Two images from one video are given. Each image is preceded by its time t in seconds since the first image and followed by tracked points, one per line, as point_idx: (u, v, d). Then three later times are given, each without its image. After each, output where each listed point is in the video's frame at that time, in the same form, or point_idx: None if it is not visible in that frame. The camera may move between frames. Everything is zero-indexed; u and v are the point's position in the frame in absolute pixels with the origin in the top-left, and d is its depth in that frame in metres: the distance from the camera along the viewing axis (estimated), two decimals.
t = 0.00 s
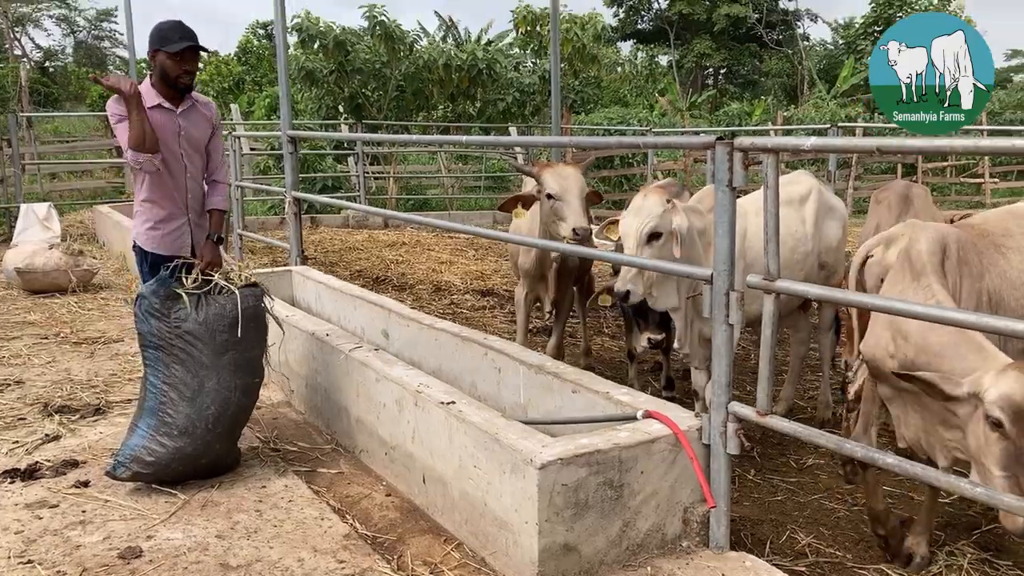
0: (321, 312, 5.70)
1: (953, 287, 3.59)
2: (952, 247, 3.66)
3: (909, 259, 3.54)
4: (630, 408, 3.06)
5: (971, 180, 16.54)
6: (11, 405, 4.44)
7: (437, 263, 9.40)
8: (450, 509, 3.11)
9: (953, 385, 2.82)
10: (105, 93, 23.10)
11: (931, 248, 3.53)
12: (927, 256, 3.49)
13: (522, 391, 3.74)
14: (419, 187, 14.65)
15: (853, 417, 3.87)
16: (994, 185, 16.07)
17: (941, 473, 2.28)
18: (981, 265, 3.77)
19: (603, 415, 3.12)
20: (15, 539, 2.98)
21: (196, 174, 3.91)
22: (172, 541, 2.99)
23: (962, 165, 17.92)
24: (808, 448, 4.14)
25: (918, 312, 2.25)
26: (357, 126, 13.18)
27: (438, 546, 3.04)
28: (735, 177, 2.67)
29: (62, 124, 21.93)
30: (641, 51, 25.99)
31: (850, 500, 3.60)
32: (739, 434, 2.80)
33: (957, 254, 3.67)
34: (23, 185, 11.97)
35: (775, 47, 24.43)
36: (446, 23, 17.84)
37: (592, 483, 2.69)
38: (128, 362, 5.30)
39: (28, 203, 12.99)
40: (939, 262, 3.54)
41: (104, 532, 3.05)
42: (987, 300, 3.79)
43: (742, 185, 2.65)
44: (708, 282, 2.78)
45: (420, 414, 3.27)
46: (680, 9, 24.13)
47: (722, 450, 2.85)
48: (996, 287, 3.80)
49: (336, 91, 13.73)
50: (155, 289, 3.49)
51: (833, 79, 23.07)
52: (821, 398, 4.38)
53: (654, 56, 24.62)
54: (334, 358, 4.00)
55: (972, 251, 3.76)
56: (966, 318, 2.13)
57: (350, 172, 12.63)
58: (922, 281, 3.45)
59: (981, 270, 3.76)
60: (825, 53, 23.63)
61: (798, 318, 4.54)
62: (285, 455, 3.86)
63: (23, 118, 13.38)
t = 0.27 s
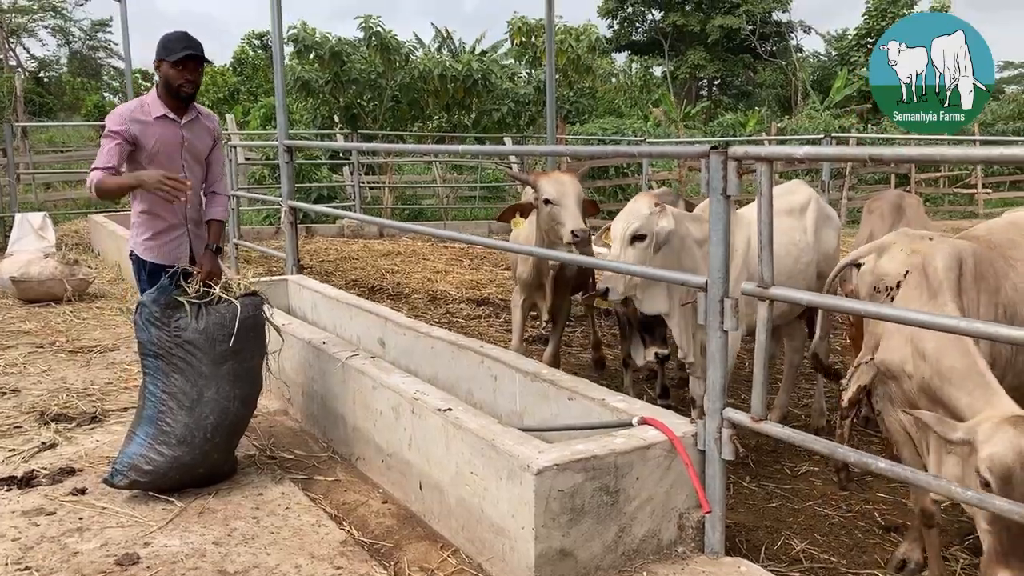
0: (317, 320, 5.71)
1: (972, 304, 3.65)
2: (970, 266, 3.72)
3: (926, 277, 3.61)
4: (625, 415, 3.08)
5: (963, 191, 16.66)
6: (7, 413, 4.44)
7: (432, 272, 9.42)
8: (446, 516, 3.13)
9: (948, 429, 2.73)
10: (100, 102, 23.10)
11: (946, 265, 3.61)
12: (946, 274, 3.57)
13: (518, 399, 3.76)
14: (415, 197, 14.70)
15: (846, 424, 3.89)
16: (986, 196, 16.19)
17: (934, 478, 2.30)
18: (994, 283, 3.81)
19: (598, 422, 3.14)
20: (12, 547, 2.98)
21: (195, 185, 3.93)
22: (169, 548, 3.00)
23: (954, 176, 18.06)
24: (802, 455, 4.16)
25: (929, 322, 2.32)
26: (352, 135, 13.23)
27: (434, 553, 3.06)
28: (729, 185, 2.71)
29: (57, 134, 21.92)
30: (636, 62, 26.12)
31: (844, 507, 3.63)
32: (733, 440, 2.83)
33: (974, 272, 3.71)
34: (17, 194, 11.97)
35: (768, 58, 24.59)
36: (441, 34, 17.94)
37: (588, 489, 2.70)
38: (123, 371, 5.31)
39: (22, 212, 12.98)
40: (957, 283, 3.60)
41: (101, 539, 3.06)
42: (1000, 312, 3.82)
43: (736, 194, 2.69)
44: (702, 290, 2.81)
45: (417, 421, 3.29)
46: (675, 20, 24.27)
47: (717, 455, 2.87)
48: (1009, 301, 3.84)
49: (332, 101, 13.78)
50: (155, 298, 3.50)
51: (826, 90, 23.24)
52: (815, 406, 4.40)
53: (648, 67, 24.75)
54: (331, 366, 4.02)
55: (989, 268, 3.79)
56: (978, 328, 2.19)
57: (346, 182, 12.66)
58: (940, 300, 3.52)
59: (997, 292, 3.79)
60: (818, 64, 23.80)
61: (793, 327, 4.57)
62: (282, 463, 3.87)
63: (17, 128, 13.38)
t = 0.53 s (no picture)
0: (311, 322, 5.73)
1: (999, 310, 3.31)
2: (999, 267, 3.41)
3: (951, 279, 3.30)
4: (616, 412, 3.12)
5: (954, 195, 16.77)
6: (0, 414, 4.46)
7: (425, 275, 9.45)
8: (438, 513, 3.15)
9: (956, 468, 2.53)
10: (93, 106, 23.08)
11: (977, 266, 3.26)
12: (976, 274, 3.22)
13: (510, 398, 3.80)
14: (409, 201, 14.75)
15: (835, 423, 3.94)
16: (976, 200, 16.33)
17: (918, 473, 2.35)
18: None
19: (589, 420, 3.18)
20: (6, 544, 3.00)
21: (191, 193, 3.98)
22: (163, 545, 3.02)
23: (945, 181, 18.18)
24: (792, 454, 4.21)
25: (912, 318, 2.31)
26: (346, 139, 13.27)
27: (426, 550, 3.09)
28: (717, 186, 2.75)
29: (50, 137, 21.89)
30: (629, 67, 26.22)
31: (833, 505, 3.67)
32: (722, 437, 2.86)
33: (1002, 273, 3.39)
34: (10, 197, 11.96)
35: (761, 63, 24.72)
36: (435, 38, 18.00)
37: (578, 485, 2.74)
38: (117, 372, 5.33)
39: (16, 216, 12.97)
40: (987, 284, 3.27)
41: (95, 537, 3.08)
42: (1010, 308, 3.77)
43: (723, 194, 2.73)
44: (691, 289, 2.85)
45: (409, 420, 3.32)
46: (668, 26, 24.38)
47: (706, 453, 2.90)
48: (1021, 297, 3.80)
49: (326, 105, 13.81)
50: (151, 298, 3.52)
51: (819, 95, 23.39)
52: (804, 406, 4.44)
53: (641, 72, 24.86)
54: (324, 366, 4.04)
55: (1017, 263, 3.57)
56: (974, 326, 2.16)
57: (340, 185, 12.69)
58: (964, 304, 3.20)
59: None
60: (810, 69, 23.94)
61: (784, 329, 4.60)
62: (275, 462, 3.90)
63: (11, 131, 13.37)
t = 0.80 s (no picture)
0: (301, 321, 5.75)
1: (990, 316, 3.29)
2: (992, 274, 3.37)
3: (951, 281, 3.33)
4: (603, 409, 3.15)
5: (943, 197, 16.87)
6: None
7: (416, 275, 9.48)
8: (427, 510, 3.18)
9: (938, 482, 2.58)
10: (83, 107, 23.01)
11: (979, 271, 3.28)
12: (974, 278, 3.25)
13: (499, 396, 3.82)
14: (400, 202, 14.79)
15: (820, 420, 3.98)
16: (964, 202, 16.44)
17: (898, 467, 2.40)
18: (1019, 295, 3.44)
19: (576, 416, 3.21)
20: None
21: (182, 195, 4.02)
22: (153, 541, 3.04)
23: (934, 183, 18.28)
24: (778, 452, 4.25)
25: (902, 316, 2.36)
26: (338, 141, 13.30)
27: (415, 545, 3.11)
28: (702, 184, 2.78)
29: (40, 138, 21.81)
30: (621, 69, 26.29)
31: (818, 501, 3.71)
32: (706, 432, 2.90)
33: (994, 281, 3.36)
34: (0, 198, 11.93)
35: (752, 65, 24.81)
36: (426, 40, 18.03)
37: (565, 480, 2.77)
38: (107, 371, 5.33)
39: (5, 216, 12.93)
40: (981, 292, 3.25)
41: (85, 533, 3.09)
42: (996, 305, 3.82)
43: (708, 193, 2.76)
44: (676, 286, 2.89)
45: (398, 417, 3.35)
46: (659, 28, 24.45)
47: (690, 448, 2.94)
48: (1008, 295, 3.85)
49: (317, 106, 13.83)
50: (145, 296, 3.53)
51: (809, 97, 23.51)
52: (790, 404, 4.49)
53: (633, 75, 24.94)
54: (314, 364, 4.06)
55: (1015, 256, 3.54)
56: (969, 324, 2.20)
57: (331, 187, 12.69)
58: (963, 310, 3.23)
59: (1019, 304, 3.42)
60: (800, 72, 24.05)
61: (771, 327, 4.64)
62: (265, 460, 3.92)
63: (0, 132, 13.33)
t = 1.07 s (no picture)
0: (290, 321, 5.77)
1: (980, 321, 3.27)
2: (981, 276, 3.33)
3: (939, 285, 3.26)
4: (586, 407, 3.19)
5: (931, 199, 16.94)
6: None
7: (406, 276, 9.49)
8: (412, 508, 3.21)
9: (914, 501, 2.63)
10: (73, 107, 22.92)
11: (967, 275, 3.22)
12: (964, 284, 3.19)
13: (485, 395, 3.85)
14: (390, 203, 14.77)
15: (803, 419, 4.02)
16: (952, 204, 16.49)
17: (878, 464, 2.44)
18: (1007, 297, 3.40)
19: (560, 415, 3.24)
20: None
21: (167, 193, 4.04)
22: (139, 540, 3.06)
23: (922, 185, 18.36)
24: (762, 450, 4.29)
25: (889, 317, 2.39)
26: (327, 142, 13.27)
27: (400, 543, 3.14)
28: (682, 185, 2.82)
29: (29, 139, 21.71)
30: (611, 71, 26.31)
31: (800, 498, 3.75)
32: (688, 431, 2.94)
33: (982, 283, 3.32)
34: None
35: (742, 67, 24.85)
36: (417, 40, 18.02)
37: (548, 478, 2.80)
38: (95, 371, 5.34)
39: None
40: (970, 295, 3.20)
41: (71, 532, 3.11)
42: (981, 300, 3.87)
43: (688, 194, 2.80)
44: (658, 286, 2.92)
45: (384, 416, 3.37)
46: (650, 29, 24.49)
47: (672, 446, 2.98)
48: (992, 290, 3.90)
49: (307, 107, 13.80)
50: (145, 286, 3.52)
51: (799, 99, 23.56)
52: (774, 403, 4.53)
53: (624, 76, 24.99)
54: (301, 364, 4.09)
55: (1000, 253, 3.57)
56: (957, 324, 2.24)
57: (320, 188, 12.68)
58: (952, 313, 3.17)
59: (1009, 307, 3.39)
60: (790, 73, 24.12)
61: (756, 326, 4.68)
62: (252, 459, 3.94)
63: None
